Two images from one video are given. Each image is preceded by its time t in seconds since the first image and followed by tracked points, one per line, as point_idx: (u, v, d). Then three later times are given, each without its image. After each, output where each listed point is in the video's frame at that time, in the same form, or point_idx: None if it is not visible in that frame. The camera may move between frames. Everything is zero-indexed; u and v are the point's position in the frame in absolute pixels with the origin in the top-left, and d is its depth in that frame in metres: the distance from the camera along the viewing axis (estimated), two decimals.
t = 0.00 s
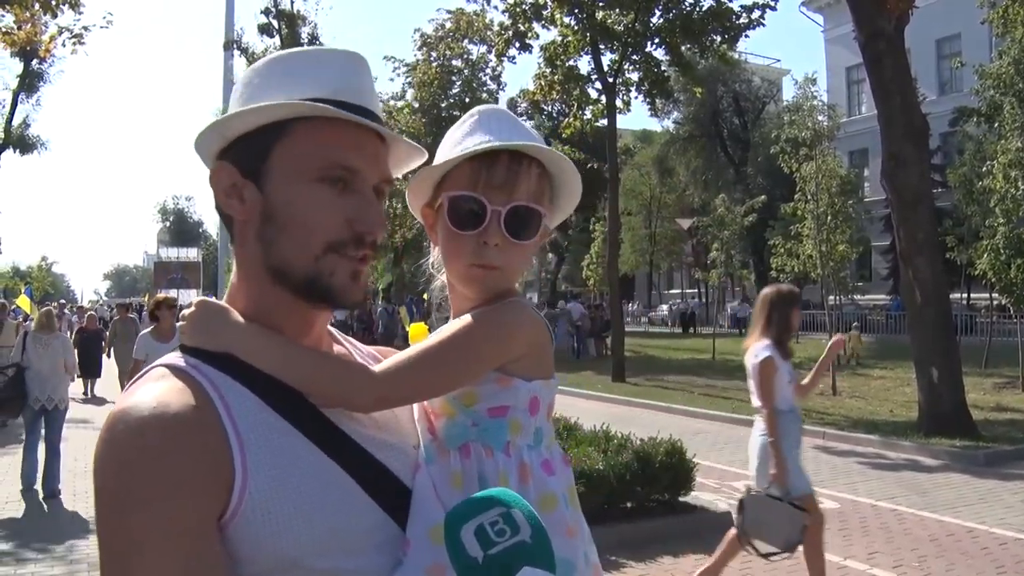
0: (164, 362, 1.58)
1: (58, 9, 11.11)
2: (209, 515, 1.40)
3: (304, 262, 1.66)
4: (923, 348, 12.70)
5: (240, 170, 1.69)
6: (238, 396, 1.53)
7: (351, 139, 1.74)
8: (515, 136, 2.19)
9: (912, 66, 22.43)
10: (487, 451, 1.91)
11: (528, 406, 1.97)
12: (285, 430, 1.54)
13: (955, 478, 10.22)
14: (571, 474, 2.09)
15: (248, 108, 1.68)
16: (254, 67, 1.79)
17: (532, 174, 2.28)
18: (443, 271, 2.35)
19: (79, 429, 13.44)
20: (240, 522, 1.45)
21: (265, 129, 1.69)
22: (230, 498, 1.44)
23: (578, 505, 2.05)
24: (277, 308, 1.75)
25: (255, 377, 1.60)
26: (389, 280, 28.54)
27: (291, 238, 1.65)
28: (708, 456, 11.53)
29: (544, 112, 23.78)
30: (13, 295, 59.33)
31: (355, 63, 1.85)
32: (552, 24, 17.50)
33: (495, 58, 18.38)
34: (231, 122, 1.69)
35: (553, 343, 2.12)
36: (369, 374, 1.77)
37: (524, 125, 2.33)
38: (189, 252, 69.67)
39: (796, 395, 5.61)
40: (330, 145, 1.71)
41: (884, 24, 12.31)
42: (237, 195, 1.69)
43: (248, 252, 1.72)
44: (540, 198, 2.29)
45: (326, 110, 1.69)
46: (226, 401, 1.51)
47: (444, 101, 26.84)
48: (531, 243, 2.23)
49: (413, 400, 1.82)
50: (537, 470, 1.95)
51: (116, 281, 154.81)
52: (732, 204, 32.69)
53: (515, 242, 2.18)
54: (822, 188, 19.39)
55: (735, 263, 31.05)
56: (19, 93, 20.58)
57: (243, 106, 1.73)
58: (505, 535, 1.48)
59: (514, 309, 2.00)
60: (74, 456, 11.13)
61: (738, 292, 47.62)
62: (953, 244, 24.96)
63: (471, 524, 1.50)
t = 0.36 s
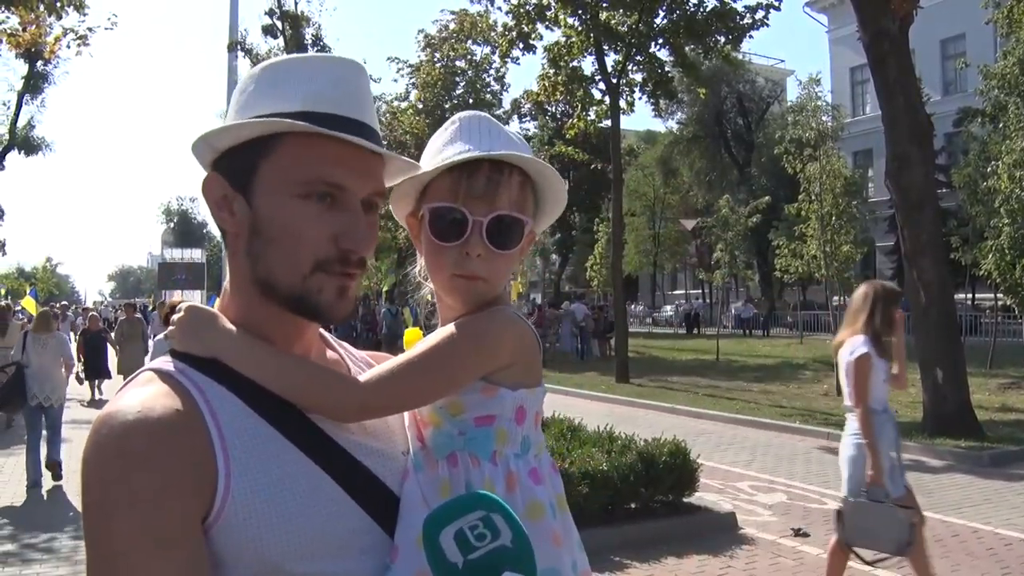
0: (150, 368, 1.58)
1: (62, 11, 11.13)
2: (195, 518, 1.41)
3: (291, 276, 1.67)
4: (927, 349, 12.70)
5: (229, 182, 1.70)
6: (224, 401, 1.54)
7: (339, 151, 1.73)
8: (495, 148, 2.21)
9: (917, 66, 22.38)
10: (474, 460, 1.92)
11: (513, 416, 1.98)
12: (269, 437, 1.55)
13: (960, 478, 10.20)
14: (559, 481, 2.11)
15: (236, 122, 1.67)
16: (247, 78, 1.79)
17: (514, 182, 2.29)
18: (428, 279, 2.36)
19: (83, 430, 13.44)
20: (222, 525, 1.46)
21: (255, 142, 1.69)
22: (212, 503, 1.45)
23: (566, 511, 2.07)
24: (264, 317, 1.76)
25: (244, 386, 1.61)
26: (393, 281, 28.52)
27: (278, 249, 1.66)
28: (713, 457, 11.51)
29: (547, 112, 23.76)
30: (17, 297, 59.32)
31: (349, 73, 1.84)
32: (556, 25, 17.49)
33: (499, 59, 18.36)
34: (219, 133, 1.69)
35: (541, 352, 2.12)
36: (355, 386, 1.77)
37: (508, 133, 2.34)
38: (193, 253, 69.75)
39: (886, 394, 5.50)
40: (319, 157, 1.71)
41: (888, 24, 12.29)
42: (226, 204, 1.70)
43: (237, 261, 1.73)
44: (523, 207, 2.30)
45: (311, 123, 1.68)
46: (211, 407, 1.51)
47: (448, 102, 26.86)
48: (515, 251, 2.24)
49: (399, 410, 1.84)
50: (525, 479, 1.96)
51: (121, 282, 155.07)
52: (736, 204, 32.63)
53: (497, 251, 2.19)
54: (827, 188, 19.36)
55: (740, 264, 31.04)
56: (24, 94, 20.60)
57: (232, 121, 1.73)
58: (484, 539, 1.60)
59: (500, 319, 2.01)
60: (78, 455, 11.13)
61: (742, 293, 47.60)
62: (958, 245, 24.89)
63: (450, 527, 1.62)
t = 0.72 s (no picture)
0: (155, 359, 1.58)
1: (64, 12, 11.14)
2: (202, 517, 1.41)
3: (302, 267, 1.68)
4: (929, 350, 12.68)
5: (240, 170, 1.69)
6: (231, 397, 1.55)
7: (355, 142, 1.74)
8: (503, 146, 2.22)
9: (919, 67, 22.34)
10: (476, 461, 1.95)
11: (517, 419, 2.01)
12: (276, 434, 1.56)
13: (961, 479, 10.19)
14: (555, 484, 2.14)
15: (253, 107, 1.67)
16: (263, 62, 1.79)
17: (521, 179, 2.30)
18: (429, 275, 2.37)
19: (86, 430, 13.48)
20: (228, 526, 1.46)
21: (268, 130, 1.69)
22: (218, 503, 1.46)
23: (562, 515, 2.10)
24: (272, 308, 1.77)
25: (247, 380, 1.61)
26: (395, 282, 28.53)
27: (289, 241, 1.66)
28: (714, 458, 11.50)
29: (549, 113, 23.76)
30: (20, 297, 59.44)
31: (364, 60, 1.84)
32: (558, 26, 17.51)
33: (501, 60, 18.37)
34: (233, 117, 1.69)
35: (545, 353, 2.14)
36: (358, 386, 1.78)
37: (517, 129, 2.35)
38: (195, 254, 69.82)
39: (988, 396, 5.49)
40: (334, 148, 1.71)
41: (890, 24, 12.26)
42: (235, 193, 1.69)
43: (245, 253, 1.73)
44: (529, 206, 2.31)
45: (329, 112, 1.68)
46: (219, 404, 1.52)
47: (450, 102, 26.87)
48: (519, 252, 2.25)
49: (404, 408, 1.85)
50: (524, 481, 1.99)
51: (124, 282, 155.26)
52: (738, 205, 32.62)
53: (503, 251, 2.20)
54: (829, 189, 19.32)
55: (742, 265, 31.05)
56: (27, 95, 20.63)
57: (245, 108, 1.73)
58: (476, 541, 1.57)
59: (505, 320, 2.03)
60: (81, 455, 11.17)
61: (745, 294, 47.60)
62: (961, 245, 24.83)
63: (442, 529, 1.59)
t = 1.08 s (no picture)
0: (159, 359, 1.58)
1: (65, 12, 11.16)
2: (202, 517, 1.42)
3: (309, 271, 1.68)
4: (930, 351, 12.68)
5: (248, 170, 1.70)
6: (235, 399, 1.55)
7: (364, 147, 1.74)
8: (512, 151, 2.21)
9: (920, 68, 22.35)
10: (480, 466, 1.96)
11: (522, 424, 2.01)
12: (279, 436, 1.57)
13: (961, 481, 10.18)
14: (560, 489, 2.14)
15: (262, 109, 1.67)
16: (269, 64, 1.79)
17: (528, 184, 2.30)
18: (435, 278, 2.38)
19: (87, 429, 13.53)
20: (229, 528, 1.46)
21: (276, 131, 1.69)
22: (220, 505, 1.46)
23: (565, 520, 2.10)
24: (277, 312, 1.78)
25: (251, 382, 1.61)
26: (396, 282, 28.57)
27: (296, 244, 1.67)
28: (715, 459, 11.50)
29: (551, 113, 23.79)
30: (21, 297, 59.49)
31: (374, 63, 1.84)
32: (559, 27, 17.54)
33: (502, 60, 18.40)
34: (240, 118, 1.70)
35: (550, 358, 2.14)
36: (362, 391, 1.78)
37: (528, 135, 2.35)
38: (197, 255, 69.89)
39: None
40: (343, 150, 1.71)
41: (891, 26, 12.27)
42: (242, 194, 1.70)
43: (251, 255, 1.74)
44: (535, 211, 2.31)
45: (336, 115, 1.68)
46: (223, 405, 1.52)
47: (451, 103, 26.89)
48: (525, 257, 2.24)
49: (409, 413, 1.86)
50: (529, 487, 1.99)
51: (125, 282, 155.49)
52: (738, 206, 32.66)
53: (507, 257, 2.20)
54: (830, 191, 19.30)
55: (743, 266, 31.08)
56: (28, 95, 20.66)
57: (254, 109, 1.73)
58: (484, 535, 1.49)
59: (511, 326, 2.04)
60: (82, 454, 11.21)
61: (745, 295, 47.63)
62: (962, 247, 24.85)
63: (449, 524, 1.51)
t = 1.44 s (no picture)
0: (164, 360, 1.58)
1: (64, 14, 11.15)
2: (197, 514, 1.42)
3: (306, 271, 1.68)
4: (929, 350, 12.69)
5: (246, 173, 1.71)
6: (234, 397, 1.55)
7: (359, 145, 1.74)
8: (501, 146, 2.22)
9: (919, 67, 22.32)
10: (482, 466, 1.96)
11: (524, 423, 2.00)
12: (277, 435, 1.56)
13: (961, 479, 10.19)
14: (565, 488, 2.12)
15: (256, 112, 1.68)
16: (263, 67, 1.80)
17: (518, 179, 2.29)
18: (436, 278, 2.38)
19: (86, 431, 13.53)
20: (224, 524, 1.47)
21: (272, 133, 1.69)
22: (215, 501, 1.46)
23: (572, 519, 2.08)
24: (279, 311, 1.77)
25: (251, 383, 1.62)
26: (396, 283, 28.57)
27: (294, 244, 1.67)
28: (715, 459, 11.51)
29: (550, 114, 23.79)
30: (21, 299, 59.45)
31: (363, 61, 1.83)
32: (558, 27, 17.53)
33: (501, 61, 18.39)
34: (238, 122, 1.70)
35: (553, 355, 2.14)
36: (363, 391, 1.77)
37: (521, 129, 2.34)
38: (197, 257, 69.81)
39: None
40: (338, 149, 1.71)
41: (891, 25, 12.27)
42: (242, 198, 1.71)
43: (251, 256, 1.74)
44: (527, 205, 2.29)
45: (327, 115, 1.68)
46: (221, 404, 1.52)
47: (450, 104, 26.86)
48: (522, 254, 2.24)
49: (408, 414, 1.85)
50: (532, 488, 1.98)
51: (125, 284, 155.40)
52: (738, 205, 32.66)
53: (502, 252, 2.20)
54: (829, 190, 19.25)
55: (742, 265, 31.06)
56: (27, 97, 20.65)
57: (250, 110, 1.74)
58: (487, 542, 1.50)
59: (511, 324, 2.03)
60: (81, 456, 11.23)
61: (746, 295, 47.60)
62: (961, 246, 24.85)
63: (453, 532, 1.51)
